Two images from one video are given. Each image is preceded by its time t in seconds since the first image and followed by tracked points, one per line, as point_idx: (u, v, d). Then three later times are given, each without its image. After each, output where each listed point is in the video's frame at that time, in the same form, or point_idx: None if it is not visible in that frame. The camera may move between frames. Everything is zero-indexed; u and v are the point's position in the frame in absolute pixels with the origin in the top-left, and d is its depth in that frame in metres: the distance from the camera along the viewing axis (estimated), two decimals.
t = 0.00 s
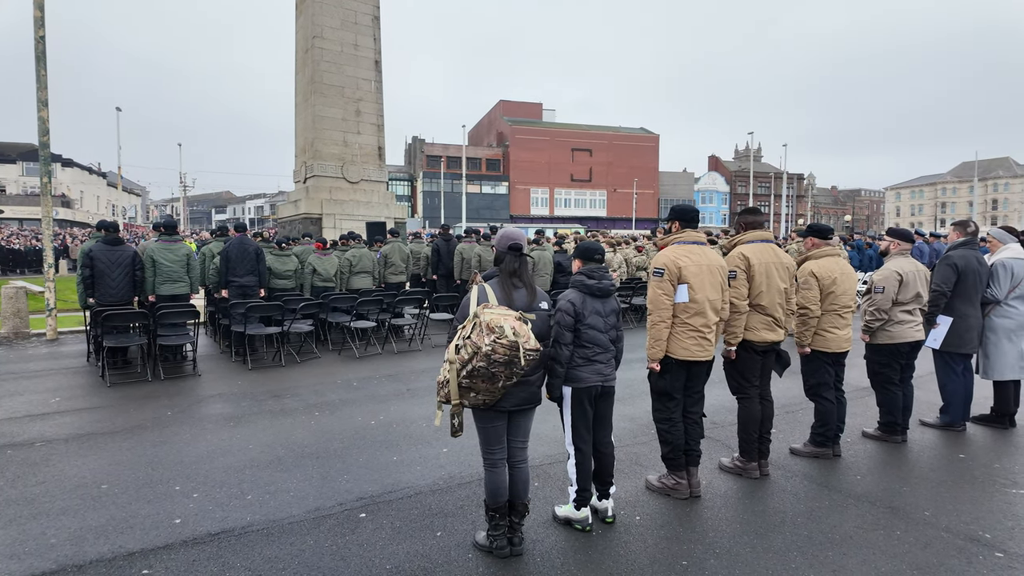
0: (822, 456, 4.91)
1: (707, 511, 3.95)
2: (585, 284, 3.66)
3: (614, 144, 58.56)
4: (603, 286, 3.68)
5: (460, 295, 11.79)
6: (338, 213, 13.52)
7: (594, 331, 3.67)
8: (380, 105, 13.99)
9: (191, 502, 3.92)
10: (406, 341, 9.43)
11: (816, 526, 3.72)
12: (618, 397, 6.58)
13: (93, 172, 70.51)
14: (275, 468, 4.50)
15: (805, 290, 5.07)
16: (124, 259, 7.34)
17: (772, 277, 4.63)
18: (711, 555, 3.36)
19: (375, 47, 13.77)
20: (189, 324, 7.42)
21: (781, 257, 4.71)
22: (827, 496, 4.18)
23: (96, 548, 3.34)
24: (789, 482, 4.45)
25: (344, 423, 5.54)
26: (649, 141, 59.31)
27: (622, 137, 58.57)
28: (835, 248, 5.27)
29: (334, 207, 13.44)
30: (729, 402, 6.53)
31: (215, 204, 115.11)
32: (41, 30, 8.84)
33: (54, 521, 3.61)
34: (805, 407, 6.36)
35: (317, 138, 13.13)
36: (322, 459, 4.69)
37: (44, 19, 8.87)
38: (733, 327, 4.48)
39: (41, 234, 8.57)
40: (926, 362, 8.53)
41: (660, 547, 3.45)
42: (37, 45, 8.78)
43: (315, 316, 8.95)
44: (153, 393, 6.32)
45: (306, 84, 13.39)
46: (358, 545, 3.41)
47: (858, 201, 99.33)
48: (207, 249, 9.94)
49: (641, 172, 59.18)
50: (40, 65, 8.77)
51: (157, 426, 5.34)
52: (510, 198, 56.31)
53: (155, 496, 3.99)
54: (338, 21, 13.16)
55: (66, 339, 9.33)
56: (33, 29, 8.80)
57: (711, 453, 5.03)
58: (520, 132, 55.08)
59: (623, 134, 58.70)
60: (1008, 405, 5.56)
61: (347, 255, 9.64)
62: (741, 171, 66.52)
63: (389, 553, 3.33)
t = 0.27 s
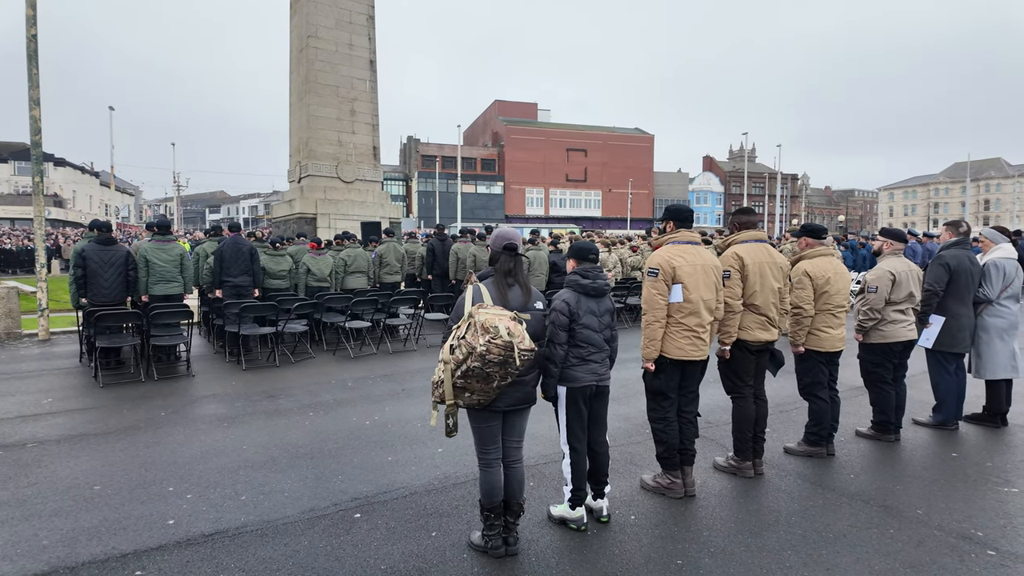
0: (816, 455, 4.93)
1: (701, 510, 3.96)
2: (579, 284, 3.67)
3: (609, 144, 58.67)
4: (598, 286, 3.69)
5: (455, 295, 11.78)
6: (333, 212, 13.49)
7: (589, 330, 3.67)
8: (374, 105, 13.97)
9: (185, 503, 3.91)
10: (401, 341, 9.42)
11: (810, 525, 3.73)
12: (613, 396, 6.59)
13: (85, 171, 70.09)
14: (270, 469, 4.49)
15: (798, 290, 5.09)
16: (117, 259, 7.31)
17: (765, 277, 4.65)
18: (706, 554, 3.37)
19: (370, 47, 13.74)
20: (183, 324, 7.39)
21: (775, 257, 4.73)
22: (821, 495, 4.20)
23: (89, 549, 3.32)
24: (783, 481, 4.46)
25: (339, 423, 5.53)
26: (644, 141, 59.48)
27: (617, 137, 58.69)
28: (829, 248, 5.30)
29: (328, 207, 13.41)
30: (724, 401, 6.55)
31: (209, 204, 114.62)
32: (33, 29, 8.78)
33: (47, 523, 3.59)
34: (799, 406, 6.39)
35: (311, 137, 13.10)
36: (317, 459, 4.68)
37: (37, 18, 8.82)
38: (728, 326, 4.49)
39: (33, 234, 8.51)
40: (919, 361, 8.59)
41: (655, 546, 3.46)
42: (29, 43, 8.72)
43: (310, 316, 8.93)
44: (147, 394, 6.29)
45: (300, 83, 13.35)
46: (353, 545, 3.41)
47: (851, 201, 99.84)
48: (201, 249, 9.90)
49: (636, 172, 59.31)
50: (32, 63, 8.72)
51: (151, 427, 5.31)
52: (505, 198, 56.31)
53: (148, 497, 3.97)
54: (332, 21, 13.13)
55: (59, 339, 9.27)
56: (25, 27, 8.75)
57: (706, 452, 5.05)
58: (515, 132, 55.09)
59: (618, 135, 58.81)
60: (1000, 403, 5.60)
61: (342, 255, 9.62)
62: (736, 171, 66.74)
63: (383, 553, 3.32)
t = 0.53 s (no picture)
0: (810, 454, 4.96)
1: (696, 509, 3.97)
2: (574, 284, 3.67)
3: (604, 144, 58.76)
4: (592, 286, 3.69)
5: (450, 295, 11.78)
6: (327, 212, 13.46)
7: (583, 330, 3.68)
8: (369, 104, 13.94)
9: (178, 503, 3.89)
10: (395, 341, 9.41)
11: (803, 523, 3.75)
12: (608, 396, 6.60)
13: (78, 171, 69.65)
14: (264, 469, 4.48)
15: (792, 290, 5.11)
16: (110, 259, 7.26)
17: (759, 276, 4.67)
18: (700, 553, 3.38)
19: (364, 46, 13.71)
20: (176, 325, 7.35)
21: (768, 257, 4.75)
22: (815, 493, 4.22)
23: (82, 550, 3.30)
24: (777, 479, 4.48)
25: (334, 423, 5.51)
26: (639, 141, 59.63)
27: (612, 137, 58.78)
28: (822, 248, 5.32)
29: (323, 206, 13.37)
30: (718, 401, 6.57)
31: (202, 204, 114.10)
32: (25, 27, 8.72)
33: (39, 525, 3.57)
34: (793, 405, 6.42)
35: (305, 137, 13.06)
36: (312, 459, 4.67)
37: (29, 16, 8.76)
38: (721, 326, 4.51)
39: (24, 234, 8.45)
40: (911, 360, 8.64)
41: (650, 545, 3.47)
42: (20, 42, 8.66)
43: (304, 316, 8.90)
44: (139, 394, 6.26)
45: (294, 83, 13.31)
46: (348, 546, 3.40)
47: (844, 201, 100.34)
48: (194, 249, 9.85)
49: (630, 172, 59.43)
50: (24, 62, 8.66)
51: (144, 427, 5.28)
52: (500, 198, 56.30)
53: (141, 498, 3.95)
54: (326, 20, 13.10)
55: (51, 339, 9.21)
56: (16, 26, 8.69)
57: (700, 451, 5.06)
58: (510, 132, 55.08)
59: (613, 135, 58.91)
60: (992, 402, 5.64)
61: (336, 255, 9.60)
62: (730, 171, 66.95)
63: (378, 553, 3.32)
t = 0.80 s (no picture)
0: (803, 453, 4.98)
1: (690, 508, 3.99)
2: (568, 284, 3.68)
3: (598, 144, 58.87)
4: (586, 286, 3.70)
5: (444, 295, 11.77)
6: (321, 212, 13.42)
7: (577, 330, 3.69)
8: (363, 104, 13.91)
9: (171, 505, 3.87)
10: (390, 341, 9.39)
11: (796, 522, 3.77)
12: (602, 396, 6.62)
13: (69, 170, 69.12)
14: (258, 470, 4.46)
15: (785, 290, 5.14)
16: (101, 259, 7.22)
17: (752, 277, 4.69)
18: (694, 552, 3.40)
19: (358, 45, 13.68)
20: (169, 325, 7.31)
21: (761, 257, 4.77)
22: (808, 492, 4.25)
23: (74, 552, 3.28)
24: (770, 479, 4.51)
25: (327, 424, 5.50)
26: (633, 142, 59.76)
27: (606, 137, 58.89)
28: (815, 248, 5.35)
29: (316, 206, 13.33)
30: (712, 400, 6.59)
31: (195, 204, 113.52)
32: (15, 25, 8.65)
33: (30, 527, 3.54)
34: (786, 405, 6.45)
35: (299, 137, 13.01)
36: (306, 460, 4.66)
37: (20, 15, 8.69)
38: (715, 326, 4.53)
39: (15, 233, 8.38)
40: (903, 360, 8.69)
41: (644, 545, 3.48)
42: (11, 40, 8.59)
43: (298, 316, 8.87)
44: (132, 395, 6.22)
45: (287, 82, 13.27)
46: (342, 547, 3.40)
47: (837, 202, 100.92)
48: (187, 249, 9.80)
49: (624, 172, 59.56)
50: (14, 60, 8.58)
51: (136, 428, 5.25)
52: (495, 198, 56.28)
53: (133, 500, 3.93)
54: (320, 19, 13.06)
55: (42, 340, 9.13)
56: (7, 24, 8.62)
57: (694, 451, 5.08)
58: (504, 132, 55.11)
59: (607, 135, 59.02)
60: (982, 401, 5.69)
61: (330, 255, 9.57)
62: (723, 172, 67.20)
63: (372, 554, 3.31)
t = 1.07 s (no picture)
0: (795, 452, 5.01)
1: (683, 507, 4.00)
2: (561, 284, 3.68)
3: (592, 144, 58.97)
4: (579, 286, 3.71)
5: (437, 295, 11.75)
6: (313, 212, 13.37)
7: (570, 330, 3.69)
8: (356, 103, 13.87)
9: (162, 506, 3.85)
10: (383, 341, 9.38)
11: (788, 521, 3.80)
12: (595, 395, 6.63)
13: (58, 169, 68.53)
14: (250, 471, 4.44)
15: (777, 290, 5.16)
16: (92, 259, 7.16)
17: (745, 277, 4.71)
18: (687, 551, 3.41)
19: (351, 45, 13.64)
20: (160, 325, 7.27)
21: (753, 257, 4.79)
22: (799, 491, 4.27)
23: (64, 555, 3.25)
24: (763, 477, 4.53)
25: (321, 424, 5.48)
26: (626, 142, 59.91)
27: (599, 137, 59.01)
28: (807, 248, 5.38)
29: (309, 206, 13.28)
30: (704, 400, 6.62)
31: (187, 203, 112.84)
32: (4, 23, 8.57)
33: (19, 529, 3.51)
34: (778, 404, 6.48)
35: (291, 136, 12.96)
36: (299, 461, 4.64)
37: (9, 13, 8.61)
38: (708, 326, 4.54)
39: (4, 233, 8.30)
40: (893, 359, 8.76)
41: (637, 544, 3.49)
42: None
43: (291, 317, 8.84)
44: (123, 396, 6.18)
45: (280, 81, 13.21)
46: (335, 547, 3.39)
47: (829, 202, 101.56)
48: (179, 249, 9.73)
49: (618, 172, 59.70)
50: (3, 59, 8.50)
51: (127, 430, 5.22)
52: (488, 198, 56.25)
53: (124, 501, 3.91)
54: (313, 18, 13.02)
55: (31, 340, 9.06)
56: None
57: (687, 450, 5.10)
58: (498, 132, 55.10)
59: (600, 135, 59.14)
60: (972, 400, 5.74)
61: (323, 255, 9.54)
62: (716, 172, 67.46)
63: (365, 555, 3.30)
